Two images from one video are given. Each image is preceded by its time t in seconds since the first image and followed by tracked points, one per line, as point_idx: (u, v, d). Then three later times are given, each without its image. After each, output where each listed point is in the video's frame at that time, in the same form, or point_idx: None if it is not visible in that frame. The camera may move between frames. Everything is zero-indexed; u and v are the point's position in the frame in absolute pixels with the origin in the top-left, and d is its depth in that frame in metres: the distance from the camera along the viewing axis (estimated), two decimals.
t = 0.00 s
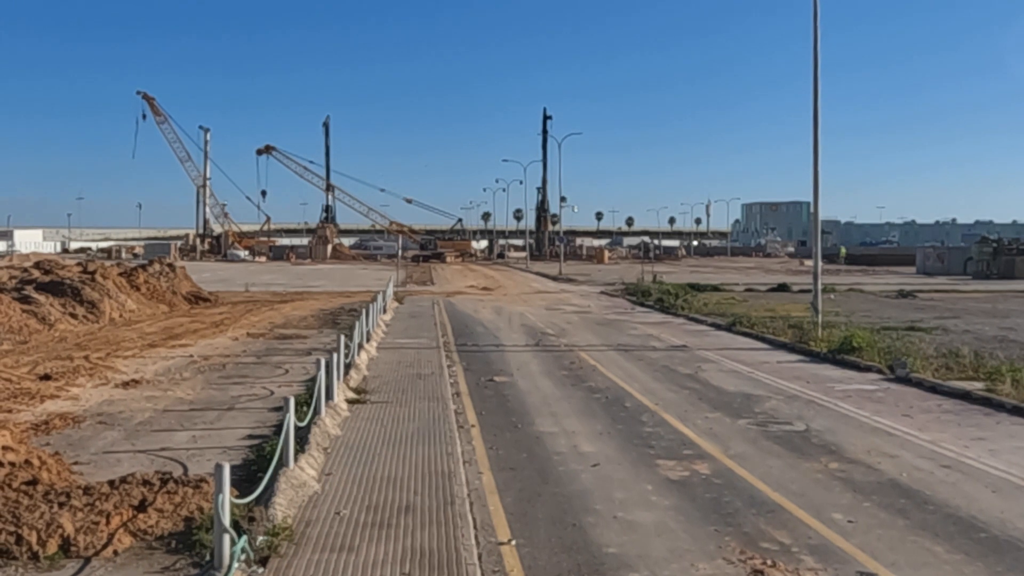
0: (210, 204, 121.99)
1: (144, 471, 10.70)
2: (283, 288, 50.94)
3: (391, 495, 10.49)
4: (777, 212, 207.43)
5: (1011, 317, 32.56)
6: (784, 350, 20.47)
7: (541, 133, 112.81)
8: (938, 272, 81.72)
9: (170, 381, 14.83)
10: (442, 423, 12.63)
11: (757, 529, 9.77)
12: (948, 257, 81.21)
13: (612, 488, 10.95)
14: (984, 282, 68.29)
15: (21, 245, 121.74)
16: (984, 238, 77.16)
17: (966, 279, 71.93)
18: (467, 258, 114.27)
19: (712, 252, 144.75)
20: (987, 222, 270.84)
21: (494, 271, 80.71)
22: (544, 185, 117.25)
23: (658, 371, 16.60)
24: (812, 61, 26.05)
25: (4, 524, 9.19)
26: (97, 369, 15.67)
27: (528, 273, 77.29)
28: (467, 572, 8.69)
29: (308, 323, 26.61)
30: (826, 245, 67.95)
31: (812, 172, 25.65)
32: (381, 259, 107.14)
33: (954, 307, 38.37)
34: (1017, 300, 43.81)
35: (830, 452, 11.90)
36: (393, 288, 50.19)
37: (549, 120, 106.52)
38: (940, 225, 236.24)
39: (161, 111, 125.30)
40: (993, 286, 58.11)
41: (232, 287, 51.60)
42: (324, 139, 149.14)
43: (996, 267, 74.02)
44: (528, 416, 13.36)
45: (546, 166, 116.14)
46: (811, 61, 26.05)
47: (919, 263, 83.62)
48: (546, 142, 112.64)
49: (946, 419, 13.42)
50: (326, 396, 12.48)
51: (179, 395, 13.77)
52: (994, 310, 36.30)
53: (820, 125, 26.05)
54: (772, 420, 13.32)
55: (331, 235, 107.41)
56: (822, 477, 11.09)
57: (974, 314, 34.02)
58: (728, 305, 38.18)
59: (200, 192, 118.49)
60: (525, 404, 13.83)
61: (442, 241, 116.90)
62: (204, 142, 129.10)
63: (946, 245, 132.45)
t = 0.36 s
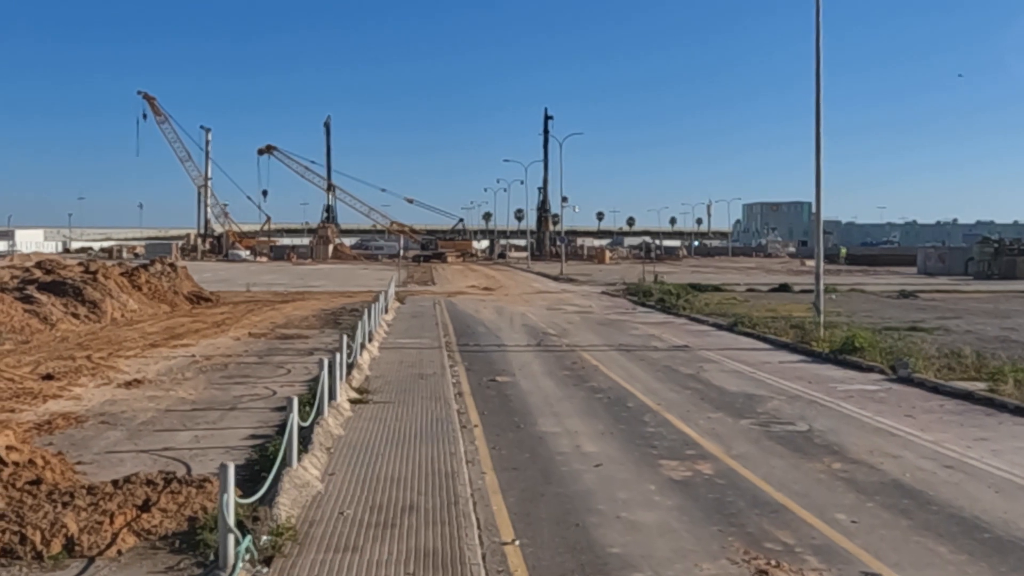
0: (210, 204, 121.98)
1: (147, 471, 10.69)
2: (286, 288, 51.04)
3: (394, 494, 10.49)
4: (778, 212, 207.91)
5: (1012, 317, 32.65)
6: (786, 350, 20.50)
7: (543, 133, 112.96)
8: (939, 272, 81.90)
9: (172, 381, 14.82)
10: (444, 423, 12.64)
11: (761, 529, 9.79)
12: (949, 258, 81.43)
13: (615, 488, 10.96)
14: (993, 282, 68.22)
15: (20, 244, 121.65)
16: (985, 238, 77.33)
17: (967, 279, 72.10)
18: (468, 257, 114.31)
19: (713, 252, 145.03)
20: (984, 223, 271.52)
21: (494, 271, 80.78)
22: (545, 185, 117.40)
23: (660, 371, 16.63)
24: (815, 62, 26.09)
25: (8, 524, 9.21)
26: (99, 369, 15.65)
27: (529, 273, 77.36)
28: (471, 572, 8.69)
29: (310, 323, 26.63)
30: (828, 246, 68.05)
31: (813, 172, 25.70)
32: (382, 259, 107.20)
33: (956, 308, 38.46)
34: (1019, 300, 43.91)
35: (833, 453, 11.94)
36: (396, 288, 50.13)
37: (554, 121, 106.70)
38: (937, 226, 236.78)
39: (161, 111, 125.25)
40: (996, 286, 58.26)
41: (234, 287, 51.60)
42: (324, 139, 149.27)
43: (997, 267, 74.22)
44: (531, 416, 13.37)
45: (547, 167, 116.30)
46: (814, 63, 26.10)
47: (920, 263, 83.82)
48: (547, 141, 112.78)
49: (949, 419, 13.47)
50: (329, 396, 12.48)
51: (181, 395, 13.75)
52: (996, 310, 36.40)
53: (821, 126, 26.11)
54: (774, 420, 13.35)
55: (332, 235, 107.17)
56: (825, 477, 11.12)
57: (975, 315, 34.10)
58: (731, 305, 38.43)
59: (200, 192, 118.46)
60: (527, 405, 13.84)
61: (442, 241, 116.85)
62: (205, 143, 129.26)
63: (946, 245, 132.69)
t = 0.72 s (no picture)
0: (220, 203, 122.23)
1: (161, 471, 10.72)
2: (297, 287, 51.04)
3: (408, 494, 10.50)
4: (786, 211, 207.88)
5: None
6: (798, 350, 20.52)
7: (554, 133, 113.14)
8: (951, 272, 81.87)
9: (185, 380, 14.85)
10: (457, 423, 12.65)
11: (775, 530, 9.79)
12: (961, 258, 81.39)
13: (628, 488, 10.97)
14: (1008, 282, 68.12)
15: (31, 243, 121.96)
16: (998, 238, 77.24)
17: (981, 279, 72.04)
18: (480, 257, 114.25)
19: (726, 252, 145.23)
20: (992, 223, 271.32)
21: (505, 271, 80.85)
22: (556, 185, 117.54)
23: (671, 372, 16.64)
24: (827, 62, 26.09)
25: (25, 523, 9.29)
26: (113, 368, 15.69)
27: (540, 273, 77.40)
28: (486, 572, 8.70)
29: (322, 322, 26.68)
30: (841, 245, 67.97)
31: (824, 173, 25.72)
32: (393, 259, 107.33)
33: (970, 308, 38.42)
34: None
35: (846, 453, 11.94)
36: (409, 289, 50.16)
37: (564, 120, 106.82)
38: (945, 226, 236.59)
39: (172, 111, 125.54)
40: (1011, 286, 58.17)
41: (247, 286, 51.69)
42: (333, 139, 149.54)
43: (1010, 267, 74.15)
44: (543, 417, 13.37)
45: (558, 166, 116.49)
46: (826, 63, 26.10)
47: (932, 263, 83.79)
48: (559, 141, 112.95)
49: (962, 420, 13.47)
50: (342, 395, 12.49)
51: (194, 394, 13.78)
52: (1009, 311, 36.37)
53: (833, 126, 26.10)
54: (787, 420, 13.36)
55: (343, 235, 107.17)
56: (838, 478, 11.13)
57: (988, 316, 34.07)
58: (739, 304, 38.54)
59: (211, 192, 118.68)
60: (539, 405, 13.86)
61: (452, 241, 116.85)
62: (215, 142, 129.68)
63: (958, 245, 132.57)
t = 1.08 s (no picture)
0: (252, 204, 123.14)
1: (200, 468, 10.80)
2: (330, 288, 51.06)
3: (444, 494, 10.51)
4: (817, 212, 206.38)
5: None
6: (834, 352, 20.36)
7: (586, 134, 112.93)
8: (990, 272, 80.82)
9: (223, 378, 14.97)
10: (493, 423, 12.66)
11: (813, 532, 9.72)
12: (1000, 258, 80.33)
13: (664, 489, 10.93)
14: None
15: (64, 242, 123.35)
16: None
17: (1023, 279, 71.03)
18: (512, 257, 114.17)
19: (758, 253, 144.36)
20: None
21: (536, 271, 80.86)
22: (588, 185, 117.40)
23: (706, 373, 16.56)
24: (864, 62, 25.84)
25: (67, 519, 9.44)
26: (151, 366, 15.85)
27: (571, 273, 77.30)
28: (523, 572, 8.69)
29: (356, 322, 26.80)
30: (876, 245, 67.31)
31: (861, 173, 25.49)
32: (424, 259, 107.60)
33: (1012, 309, 37.88)
34: None
35: (885, 456, 11.84)
36: (442, 288, 50.22)
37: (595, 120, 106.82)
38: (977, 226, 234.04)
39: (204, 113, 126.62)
40: None
41: (281, 286, 52.01)
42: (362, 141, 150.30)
43: None
44: (577, 417, 13.35)
45: (590, 167, 116.39)
46: (864, 63, 25.85)
47: (970, 263, 82.78)
48: (590, 141, 112.87)
49: (1004, 423, 13.30)
50: (377, 395, 12.53)
51: (232, 393, 13.89)
52: None
53: (870, 127, 25.87)
54: (825, 422, 13.26)
55: (375, 235, 107.38)
56: (877, 481, 11.03)
57: None
58: (772, 305, 38.37)
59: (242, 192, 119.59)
60: (574, 405, 13.84)
61: (482, 241, 116.86)
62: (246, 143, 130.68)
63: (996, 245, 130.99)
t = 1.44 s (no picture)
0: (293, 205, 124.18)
1: (247, 466, 10.91)
2: (373, 288, 51.09)
3: (488, 494, 10.50)
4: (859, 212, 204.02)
5: None
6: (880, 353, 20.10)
7: (628, 133, 112.65)
8: None
9: (268, 377, 15.12)
10: (535, 423, 12.65)
11: (860, 536, 9.59)
12: None
13: (709, 491, 10.85)
14: None
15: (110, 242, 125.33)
16: None
17: None
18: (553, 257, 113.99)
19: (801, 253, 143.04)
20: None
21: (577, 271, 80.67)
22: (630, 185, 116.99)
23: (749, 374, 16.43)
24: (912, 61, 25.46)
25: (117, 514, 9.61)
26: (197, 365, 16.04)
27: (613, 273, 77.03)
28: (567, 572, 8.66)
29: (399, 322, 26.92)
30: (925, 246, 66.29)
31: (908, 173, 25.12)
32: (464, 258, 107.82)
33: None
34: None
35: (933, 459, 11.66)
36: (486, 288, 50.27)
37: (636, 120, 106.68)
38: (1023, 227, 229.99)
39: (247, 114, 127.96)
40: None
41: (324, 286, 52.38)
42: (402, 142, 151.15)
43: None
44: (620, 418, 13.30)
45: (631, 166, 116.03)
46: (911, 61, 25.46)
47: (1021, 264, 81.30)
48: (632, 140, 112.57)
49: None
50: (420, 394, 12.57)
51: (276, 391, 14.02)
52: None
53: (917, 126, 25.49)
54: (871, 425, 13.10)
55: (417, 235, 107.79)
56: (925, 485, 10.87)
57: None
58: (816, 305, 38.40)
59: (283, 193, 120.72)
60: (617, 406, 13.79)
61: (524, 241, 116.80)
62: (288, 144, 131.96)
63: None
